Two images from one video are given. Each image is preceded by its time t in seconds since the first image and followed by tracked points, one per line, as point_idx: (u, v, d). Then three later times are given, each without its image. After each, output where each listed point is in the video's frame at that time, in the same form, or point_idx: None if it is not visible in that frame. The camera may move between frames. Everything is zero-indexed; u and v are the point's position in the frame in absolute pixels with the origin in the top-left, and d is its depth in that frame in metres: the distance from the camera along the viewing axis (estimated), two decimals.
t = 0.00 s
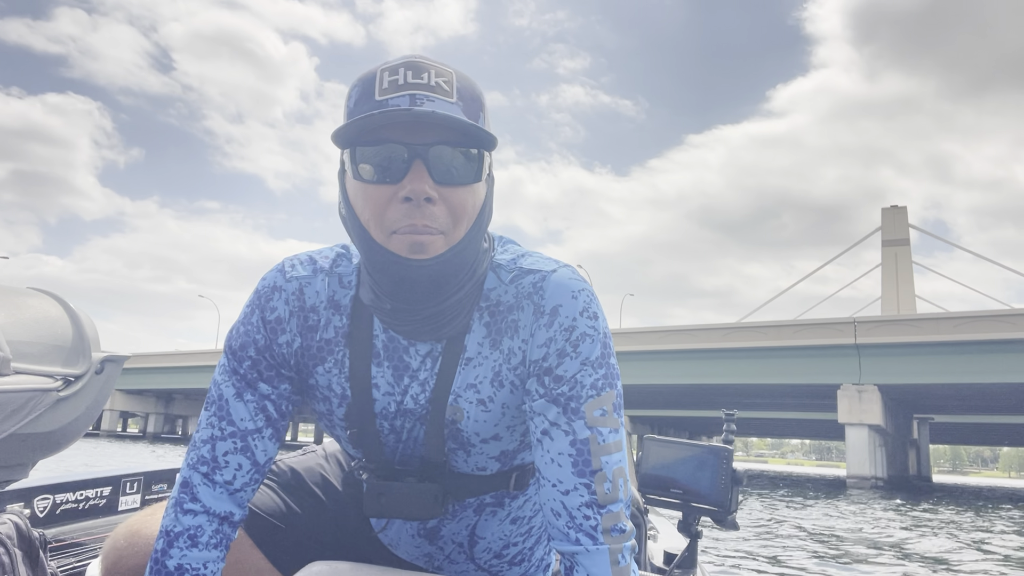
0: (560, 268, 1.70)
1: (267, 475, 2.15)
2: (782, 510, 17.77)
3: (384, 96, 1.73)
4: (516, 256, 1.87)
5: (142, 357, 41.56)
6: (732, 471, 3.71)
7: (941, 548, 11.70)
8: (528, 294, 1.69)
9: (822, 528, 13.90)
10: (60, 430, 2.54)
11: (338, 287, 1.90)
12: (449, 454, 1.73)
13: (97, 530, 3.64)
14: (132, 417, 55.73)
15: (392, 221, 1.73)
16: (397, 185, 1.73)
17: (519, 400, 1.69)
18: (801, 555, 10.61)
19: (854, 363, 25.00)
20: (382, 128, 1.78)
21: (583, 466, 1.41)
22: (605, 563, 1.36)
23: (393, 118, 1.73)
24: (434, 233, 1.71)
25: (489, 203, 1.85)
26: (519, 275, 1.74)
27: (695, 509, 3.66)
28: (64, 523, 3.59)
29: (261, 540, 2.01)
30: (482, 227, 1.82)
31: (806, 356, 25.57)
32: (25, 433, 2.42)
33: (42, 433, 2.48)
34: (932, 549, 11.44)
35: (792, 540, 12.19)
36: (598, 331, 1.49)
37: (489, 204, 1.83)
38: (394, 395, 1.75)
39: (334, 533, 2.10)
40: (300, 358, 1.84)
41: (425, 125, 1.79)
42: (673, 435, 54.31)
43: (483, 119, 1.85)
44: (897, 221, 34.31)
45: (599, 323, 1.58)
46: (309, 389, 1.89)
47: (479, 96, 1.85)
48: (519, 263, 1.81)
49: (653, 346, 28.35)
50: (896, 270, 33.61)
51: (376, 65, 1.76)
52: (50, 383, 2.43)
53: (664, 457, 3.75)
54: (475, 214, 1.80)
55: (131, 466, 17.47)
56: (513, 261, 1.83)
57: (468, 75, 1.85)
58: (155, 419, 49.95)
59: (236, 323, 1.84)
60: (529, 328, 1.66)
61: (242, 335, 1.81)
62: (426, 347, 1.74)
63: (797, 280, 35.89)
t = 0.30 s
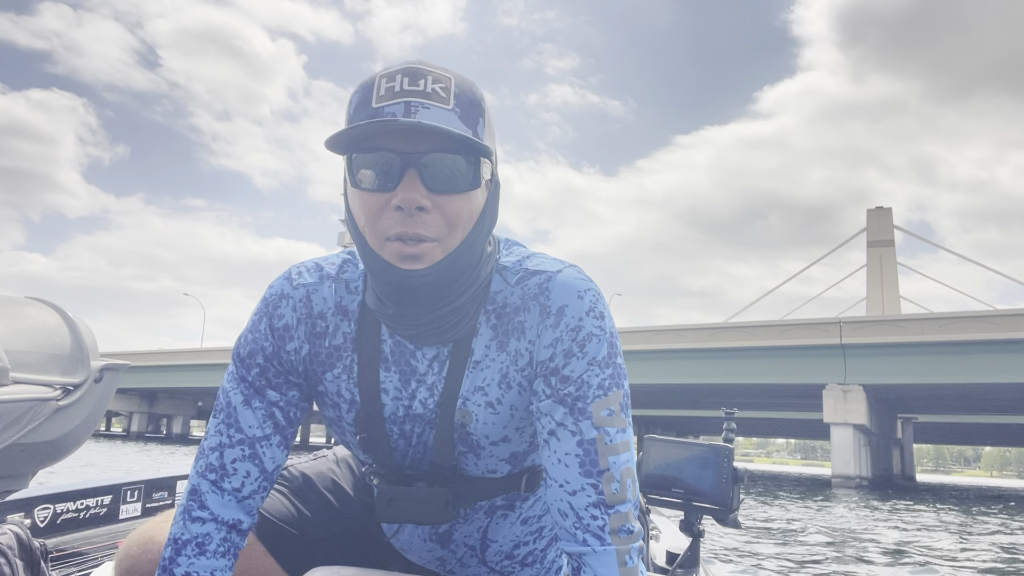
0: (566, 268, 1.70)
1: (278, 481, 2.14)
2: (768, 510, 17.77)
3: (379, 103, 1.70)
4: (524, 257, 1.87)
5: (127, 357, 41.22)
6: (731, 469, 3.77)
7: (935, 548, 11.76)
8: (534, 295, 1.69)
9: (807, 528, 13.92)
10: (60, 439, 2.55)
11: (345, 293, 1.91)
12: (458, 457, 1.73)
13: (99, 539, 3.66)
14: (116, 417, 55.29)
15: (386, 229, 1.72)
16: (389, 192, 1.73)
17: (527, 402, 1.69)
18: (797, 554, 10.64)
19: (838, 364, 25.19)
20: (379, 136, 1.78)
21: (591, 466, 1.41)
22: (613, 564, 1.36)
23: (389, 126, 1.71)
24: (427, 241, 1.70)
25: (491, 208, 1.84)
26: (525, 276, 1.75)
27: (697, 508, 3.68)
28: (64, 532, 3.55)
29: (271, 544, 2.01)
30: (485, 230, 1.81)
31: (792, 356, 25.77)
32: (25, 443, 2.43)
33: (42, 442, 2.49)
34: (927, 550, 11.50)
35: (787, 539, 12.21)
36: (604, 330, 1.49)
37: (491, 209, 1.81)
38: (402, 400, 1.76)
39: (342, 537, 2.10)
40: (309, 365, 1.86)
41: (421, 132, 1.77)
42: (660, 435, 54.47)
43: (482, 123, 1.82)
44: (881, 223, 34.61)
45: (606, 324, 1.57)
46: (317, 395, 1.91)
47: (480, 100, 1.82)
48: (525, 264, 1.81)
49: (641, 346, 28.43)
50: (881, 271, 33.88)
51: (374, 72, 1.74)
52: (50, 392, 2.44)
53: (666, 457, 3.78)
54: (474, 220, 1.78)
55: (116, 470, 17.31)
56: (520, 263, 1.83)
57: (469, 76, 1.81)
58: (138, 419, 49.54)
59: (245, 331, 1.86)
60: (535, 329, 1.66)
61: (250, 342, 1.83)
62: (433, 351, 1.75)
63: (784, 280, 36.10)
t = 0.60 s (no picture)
0: (559, 268, 1.71)
1: (275, 476, 2.14)
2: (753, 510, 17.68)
3: (374, 104, 1.70)
4: (517, 257, 1.88)
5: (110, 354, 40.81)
6: (732, 469, 3.71)
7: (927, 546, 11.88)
8: (528, 294, 1.70)
9: (792, 527, 13.98)
10: (60, 433, 2.53)
11: (341, 290, 1.92)
12: (452, 454, 1.74)
13: (99, 535, 3.60)
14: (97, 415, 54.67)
15: (380, 228, 1.73)
16: (383, 193, 1.73)
17: (520, 400, 1.70)
18: (792, 552, 10.68)
19: (824, 363, 25.50)
20: (372, 137, 1.78)
21: (584, 465, 1.43)
22: (606, 562, 1.38)
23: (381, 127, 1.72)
24: (422, 241, 1.71)
25: (487, 208, 1.85)
26: (519, 276, 1.76)
27: (697, 508, 3.70)
28: (64, 526, 3.48)
29: (271, 538, 2.02)
30: (481, 230, 1.82)
31: (779, 355, 25.98)
32: (26, 437, 2.40)
33: (43, 436, 2.47)
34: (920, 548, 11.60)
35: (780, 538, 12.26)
36: (597, 331, 1.51)
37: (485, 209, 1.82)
38: (397, 397, 1.77)
39: (338, 533, 2.10)
40: (305, 362, 1.87)
41: (414, 134, 1.77)
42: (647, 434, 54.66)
43: (474, 124, 1.82)
44: (867, 224, 34.93)
45: (598, 324, 1.59)
46: (314, 392, 1.92)
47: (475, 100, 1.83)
48: (519, 263, 1.82)
49: (629, 345, 28.49)
50: (866, 272, 34.19)
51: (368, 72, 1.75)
52: (50, 386, 2.42)
53: (665, 457, 3.80)
54: (468, 220, 1.79)
55: (98, 470, 17.07)
56: (513, 263, 1.84)
57: (463, 76, 1.82)
58: (121, 418, 49.10)
59: (241, 327, 1.87)
60: (528, 328, 1.67)
61: (248, 338, 1.84)
62: (428, 349, 1.76)
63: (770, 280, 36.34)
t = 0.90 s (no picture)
0: (555, 268, 1.71)
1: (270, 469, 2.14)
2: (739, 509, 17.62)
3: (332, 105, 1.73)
4: (513, 257, 1.88)
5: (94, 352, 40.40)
6: (730, 470, 3.84)
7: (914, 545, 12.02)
8: (523, 294, 1.70)
9: (777, 526, 14.06)
10: (61, 423, 2.50)
11: (340, 286, 1.94)
12: (447, 452, 1.75)
13: (97, 525, 3.59)
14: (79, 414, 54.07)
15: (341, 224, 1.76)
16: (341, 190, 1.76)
17: (516, 399, 1.71)
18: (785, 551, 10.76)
19: (809, 362, 25.73)
20: (338, 135, 1.81)
21: (578, 464, 1.44)
22: (601, 561, 1.39)
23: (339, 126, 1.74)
24: (379, 235, 1.72)
25: (461, 203, 1.82)
26: (515, 276, 1.75)
27: (694, 508, 3.79)
28: (63, 517, 3.46)
29: (265, 532, 2.00)
30: (462, 225, 1.81)
31: (766, 354, 26.15)
32: (24, 427, 2.38)
33: (42, 427, 2.44)
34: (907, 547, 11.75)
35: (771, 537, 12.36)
36: (592, 331, 1.51)
37: (458, 204, 1.80)
38: (393, 394, 1.78)
39: (334, 528, 2.10)
40: (303, 356, 1.89)
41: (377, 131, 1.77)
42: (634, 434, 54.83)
43: (442, 119, 1.78)
44: (852, 224, 35.24)
45: (594, 324, 1.60)
46: (311, 387, 1.94)
47: (444, 92, 1.79)
48: (515, 263, 1.82)
49: (617, 344, 28.58)
50: (851, 272, 34.48)
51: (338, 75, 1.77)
52: (50, 377, 2.40)
53: (663, 457, 3.87)
54: (430, 216, 1.78)
55: (79, 467, 16.85)
56: (510, 262, 1.84)
57: (435, 67, 1.79)
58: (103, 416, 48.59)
59: (240, 322, 1.89)
60: (523, 327, 1.67)
61: (247, 333, 1.86)
62: (421, 345, 1.77)
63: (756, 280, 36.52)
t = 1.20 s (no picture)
0: (562, 268, 1.70)
1: (284, 476, 2.16)
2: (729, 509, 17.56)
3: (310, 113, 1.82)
4: (522, 257, 1.87)
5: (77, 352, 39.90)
6: (731, 470, 3.84)
7: (906, 541, 12.18)
8: (530, 294, 1.69)
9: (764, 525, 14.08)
10: (60, 433, 2.49)
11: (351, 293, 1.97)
12: (459, 456, 1.75)
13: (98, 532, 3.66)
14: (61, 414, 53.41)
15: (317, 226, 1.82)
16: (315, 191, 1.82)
17: (525, 401, 1.70)
18: (777, 550, 10.84)
19: (797, 362, 25.88)
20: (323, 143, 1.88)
21: (586, 467, 1.44)
22: (609, 563, 1.39)
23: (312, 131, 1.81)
24: (344, 233, 1.76)
25: (435, 200, 1.78)
26: (522, 276, 1.74)
27: (696, 508, 3.78)
28: (63, 527, 3.53)
29: (280, 542, 2.05)
30: (449, 222, 1.78)
31: (754, 354, 26.23)
32: (24, 437, 2.37)
33: (40, 437, 2.43)
34: (898, 544, 11.88)
35: (765, 536, 12.45)
36: (599, 331, 1.51)
37: (432, 201, 1.76)
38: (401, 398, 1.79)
39: (350, 532, 2.12)
40: (314, 363, 1.92)
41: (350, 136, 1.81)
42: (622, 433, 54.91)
43: (407, 117, 1.76)
44: (839, 225, 35.50)
45: (601, 324, 1.59)
46: (323, 394, 1.97)
47: (409, 91, 1.78)
48: (523, 263, 1.81)
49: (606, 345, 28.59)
50: (838, 272, 34.71)
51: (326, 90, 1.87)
52: (50, 387, 2.39)
53: (665, 457, 3.86)
54: (393, 213, 1.77)
55: (64, 468, 16.72)
56: (517, 263, 1.83)
57: (408, 69, 1.81)
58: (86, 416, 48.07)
59: (252, 331, 1.93)
60: (530, 329, 1.65)
61: (259, 341, 1.90)
62: (426, 347, 1.77)
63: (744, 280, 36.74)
